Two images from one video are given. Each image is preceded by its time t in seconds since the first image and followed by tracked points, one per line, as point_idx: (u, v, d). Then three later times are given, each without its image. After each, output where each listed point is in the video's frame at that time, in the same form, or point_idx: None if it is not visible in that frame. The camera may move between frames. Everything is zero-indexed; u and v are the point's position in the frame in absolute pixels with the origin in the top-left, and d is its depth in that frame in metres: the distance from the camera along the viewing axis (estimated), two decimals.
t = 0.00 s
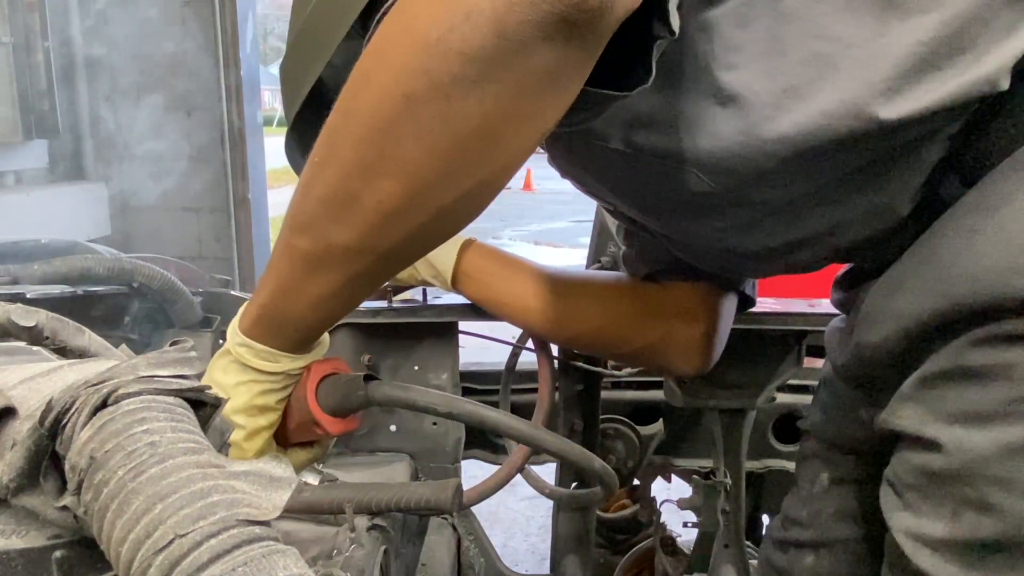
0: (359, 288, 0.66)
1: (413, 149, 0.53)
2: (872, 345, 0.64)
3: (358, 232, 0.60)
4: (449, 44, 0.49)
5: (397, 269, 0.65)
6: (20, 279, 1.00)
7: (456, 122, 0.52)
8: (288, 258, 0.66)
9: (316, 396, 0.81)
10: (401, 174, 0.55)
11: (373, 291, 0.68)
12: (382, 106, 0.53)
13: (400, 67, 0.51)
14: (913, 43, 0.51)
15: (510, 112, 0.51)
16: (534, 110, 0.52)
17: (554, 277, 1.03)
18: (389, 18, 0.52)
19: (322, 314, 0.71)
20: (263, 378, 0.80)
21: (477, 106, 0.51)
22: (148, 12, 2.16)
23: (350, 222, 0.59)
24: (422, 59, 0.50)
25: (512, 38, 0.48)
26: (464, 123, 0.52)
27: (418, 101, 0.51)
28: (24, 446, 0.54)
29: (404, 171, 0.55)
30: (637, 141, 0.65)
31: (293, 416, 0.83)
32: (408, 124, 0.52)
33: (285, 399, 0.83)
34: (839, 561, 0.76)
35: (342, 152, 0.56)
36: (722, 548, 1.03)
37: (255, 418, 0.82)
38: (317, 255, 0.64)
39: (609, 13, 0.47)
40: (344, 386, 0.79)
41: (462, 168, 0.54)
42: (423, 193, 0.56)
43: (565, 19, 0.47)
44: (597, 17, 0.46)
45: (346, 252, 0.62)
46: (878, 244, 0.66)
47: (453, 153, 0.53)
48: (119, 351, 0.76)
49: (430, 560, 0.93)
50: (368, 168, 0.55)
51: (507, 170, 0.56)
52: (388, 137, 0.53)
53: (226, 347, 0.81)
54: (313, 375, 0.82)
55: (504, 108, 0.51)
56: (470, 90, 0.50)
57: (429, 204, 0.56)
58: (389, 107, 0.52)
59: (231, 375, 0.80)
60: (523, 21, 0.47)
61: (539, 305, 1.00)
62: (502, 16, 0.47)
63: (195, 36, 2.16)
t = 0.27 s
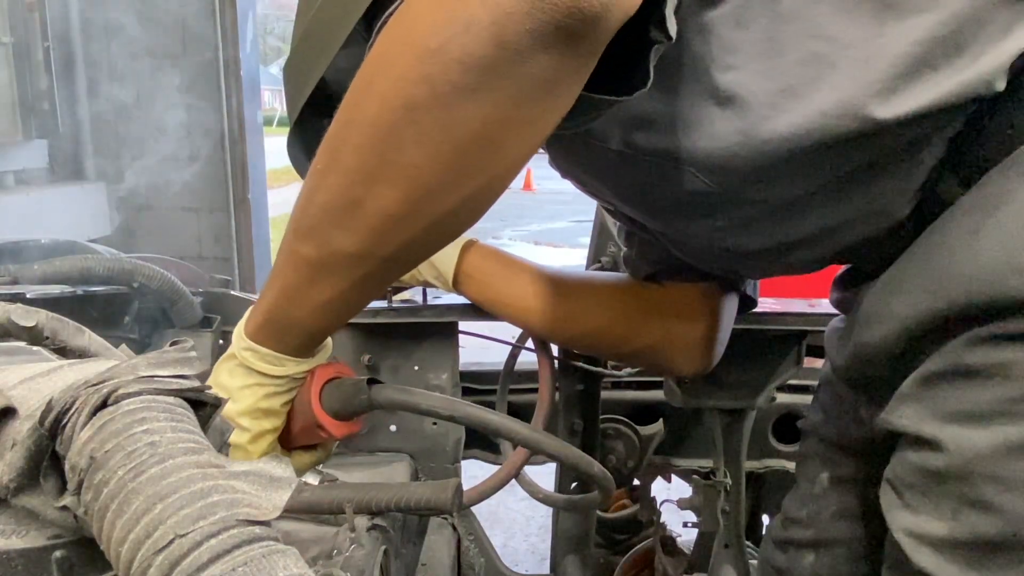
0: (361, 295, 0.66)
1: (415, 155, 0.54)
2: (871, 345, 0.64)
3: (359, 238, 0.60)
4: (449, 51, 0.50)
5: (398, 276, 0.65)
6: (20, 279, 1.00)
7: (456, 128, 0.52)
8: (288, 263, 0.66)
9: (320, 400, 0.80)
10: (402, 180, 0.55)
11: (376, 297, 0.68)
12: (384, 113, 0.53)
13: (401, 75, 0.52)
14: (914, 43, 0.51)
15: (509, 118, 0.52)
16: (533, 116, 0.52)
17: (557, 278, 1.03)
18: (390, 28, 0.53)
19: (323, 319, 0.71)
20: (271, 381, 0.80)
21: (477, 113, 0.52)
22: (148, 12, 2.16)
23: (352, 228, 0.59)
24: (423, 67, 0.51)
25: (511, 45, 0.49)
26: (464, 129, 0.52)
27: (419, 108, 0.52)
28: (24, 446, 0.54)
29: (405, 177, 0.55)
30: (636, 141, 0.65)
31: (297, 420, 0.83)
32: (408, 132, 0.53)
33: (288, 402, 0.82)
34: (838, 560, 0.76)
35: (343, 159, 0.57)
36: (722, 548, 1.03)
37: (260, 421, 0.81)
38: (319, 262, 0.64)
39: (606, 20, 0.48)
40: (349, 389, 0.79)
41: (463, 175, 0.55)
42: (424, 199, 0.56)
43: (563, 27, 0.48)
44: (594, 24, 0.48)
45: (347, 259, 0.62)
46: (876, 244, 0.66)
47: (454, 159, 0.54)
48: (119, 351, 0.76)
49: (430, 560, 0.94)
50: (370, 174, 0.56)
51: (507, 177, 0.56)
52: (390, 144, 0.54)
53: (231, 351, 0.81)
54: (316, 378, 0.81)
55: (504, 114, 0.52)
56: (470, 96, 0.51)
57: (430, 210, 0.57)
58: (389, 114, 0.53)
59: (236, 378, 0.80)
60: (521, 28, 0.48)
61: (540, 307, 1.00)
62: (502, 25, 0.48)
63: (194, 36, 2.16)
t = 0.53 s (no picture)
0: (365, 292, 0.66)
1: (419, 153, 0.54)
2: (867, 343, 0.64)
3: (363, 236, 0.60)
4: (455, 47, 0.50)
5: (401, 274, 0.65)
6: (20, 279, 1.00)
7: (461, 125, 0.52)
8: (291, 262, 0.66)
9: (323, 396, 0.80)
10: (407, 176, 0.55)
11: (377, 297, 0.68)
12: (389, 110, 0.53)
13: (407, 72, 0.52)
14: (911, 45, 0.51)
15: (514, 115, 0.52)
16: (537, 114, 0.52)
17: (559, 278, 1.03)
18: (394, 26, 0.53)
19: (325, 319, 0.71)
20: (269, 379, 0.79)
21: (482, 110, 0.52)
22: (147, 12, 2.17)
23: (356, 225, 0.59)
24: (428, 63, 0.51)
25: (516, 41, 0.49)
26: (469, 126, 0.52)
27: (423, 105, 0.52)
28: (24, 446, 0.54)
29: (409, 174, 0.55)
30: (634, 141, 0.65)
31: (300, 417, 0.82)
32: (412, 129, 0.53)
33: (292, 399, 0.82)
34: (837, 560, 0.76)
35: (348, 156, 0.57)
36: (722, 548, 1.03)
37: (263, 419, 0.81)
38: (322, 260, 0.64)
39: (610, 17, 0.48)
40: (351, 386, 0.79)
41: (467, 173, 0.55)
42: (428, 197, 0.56)
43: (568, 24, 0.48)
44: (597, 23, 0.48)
45: (350, 257, 0.62)
46: (875, 242, 0.66)
47: (459, 156, 0.54)
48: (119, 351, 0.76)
49: (430, 560, 0.94)
50: (375, 171, 0.56)
51: (510, 175, 0.56)
52: (394, 141, 0.54)
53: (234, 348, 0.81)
54: (319, 375, 0.81)
55: (508, 112, 0.52)
56: (475, 93, 0.51)
57: (432, 208, 0.57)
58: (394, 111, 0.53)
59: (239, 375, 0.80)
60: (527, 24, 0.48)
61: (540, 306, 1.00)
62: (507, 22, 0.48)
63: (194, 36, 2.16)
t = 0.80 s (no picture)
0: (384, 270, 0.67)
1: (445, 132, 0.54)
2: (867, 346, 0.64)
3: (385, 213, 0.60)
4: (485, 24, 0.50)
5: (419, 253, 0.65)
6: (19, 280, 1.00)
7: (488, 105, 0.52)
8: (307, 235, 0.67)
9: (335, 375, 0.83)
10: (436, 152, 0.55)
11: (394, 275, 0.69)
12: (415, 87, 0.53)
13: (434, 50, 0.52)
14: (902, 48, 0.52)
15: (542, 94, 0.52)
16: (564, 93, 0.53)
17: (558, 279, 1.03)
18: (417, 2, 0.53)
19: (342, 295, 0.71)
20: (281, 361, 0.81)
21: (509, 89, 0.52)
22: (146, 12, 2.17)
23: (378, 201, 0.59)
24: (456, 39, 0.51)
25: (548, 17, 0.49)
26: (498, 103, 0.52)
27: (451, 83, 0.52)
28: (24, 446, 0.54)
29: (434, 153, 0.55)
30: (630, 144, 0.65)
31: (314, 398, 0.85)
32: (439, 107, 0.53)
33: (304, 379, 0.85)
34: (836, 560, 0.76)
35: (370, 136, 0.56)
36: (722, 548, 1.03)
37: (275, 399, 0.83)
38: (342, 236, 0.64)
39: None
40: (369, 367, 0.82)
41: (492, 152, 0.55)
42: (451, 175, 0.56)
43: None
44: None
45: (370, 233, 0.62)
46: (871, 242, 0.66)
47: (484, 135, 0.54)
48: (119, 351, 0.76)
49: (430, 560, 0.94)
50: (399, 150, 0.56)
51: (534, 153, 0.56)
52: (425, 117, 0.53)
53: (244, 328, 0.82)
54: (333, 356, 0.84)
55: (535, 91, 0.52)
56: (503, 72, 0.51)
57: (456, 185, 0.57)
58: (421, 88, 0.53)
59: (250, 355, 0.82)
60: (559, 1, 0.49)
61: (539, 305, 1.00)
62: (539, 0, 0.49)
63: (194, 36, 2.16)
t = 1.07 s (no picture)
0: (401, 361, 0.58)
1: (475, 262, 0.49)
2: (878, 353, 0.63)
3: (400, 263, 0.50)
4: (525, 162, 0.44)
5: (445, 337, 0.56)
6: (20, 280, 1.00)
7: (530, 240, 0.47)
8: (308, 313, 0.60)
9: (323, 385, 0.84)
10: (467, 263, 0.49)
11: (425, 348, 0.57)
12: (444, 208, 0.47)
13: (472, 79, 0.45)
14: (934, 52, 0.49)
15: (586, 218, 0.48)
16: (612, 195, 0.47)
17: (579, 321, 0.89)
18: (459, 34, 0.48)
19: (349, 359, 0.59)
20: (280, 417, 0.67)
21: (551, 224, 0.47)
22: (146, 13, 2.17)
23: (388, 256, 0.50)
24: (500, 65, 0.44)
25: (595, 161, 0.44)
26: (549, 199, 0.46)
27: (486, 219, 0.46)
28: (24, 446, 0.54)
29: (468, 275, 0.49)
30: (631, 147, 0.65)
31: (331, 458, 0.73)
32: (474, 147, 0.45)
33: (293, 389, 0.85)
34: (845, 555, 0.77)
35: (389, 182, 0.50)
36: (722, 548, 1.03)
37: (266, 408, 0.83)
38: (351, 284, 0.53)
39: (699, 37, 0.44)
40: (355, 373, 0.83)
41: (527, 277, 0.50)
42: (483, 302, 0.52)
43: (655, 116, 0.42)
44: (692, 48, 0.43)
45: (399, 334, 0.54)
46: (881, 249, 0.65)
47: (520, 262, 0.49)
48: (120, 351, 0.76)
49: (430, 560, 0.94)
50: (427, 268, 0.50)
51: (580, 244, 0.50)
52: (467, 215, 0.46)
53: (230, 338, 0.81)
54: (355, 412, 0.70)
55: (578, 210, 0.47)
56: (546, 208, 0.46)
57: (494, 286, 0.50)
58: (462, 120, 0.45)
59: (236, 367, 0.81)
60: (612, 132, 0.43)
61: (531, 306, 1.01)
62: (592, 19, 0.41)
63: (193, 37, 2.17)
